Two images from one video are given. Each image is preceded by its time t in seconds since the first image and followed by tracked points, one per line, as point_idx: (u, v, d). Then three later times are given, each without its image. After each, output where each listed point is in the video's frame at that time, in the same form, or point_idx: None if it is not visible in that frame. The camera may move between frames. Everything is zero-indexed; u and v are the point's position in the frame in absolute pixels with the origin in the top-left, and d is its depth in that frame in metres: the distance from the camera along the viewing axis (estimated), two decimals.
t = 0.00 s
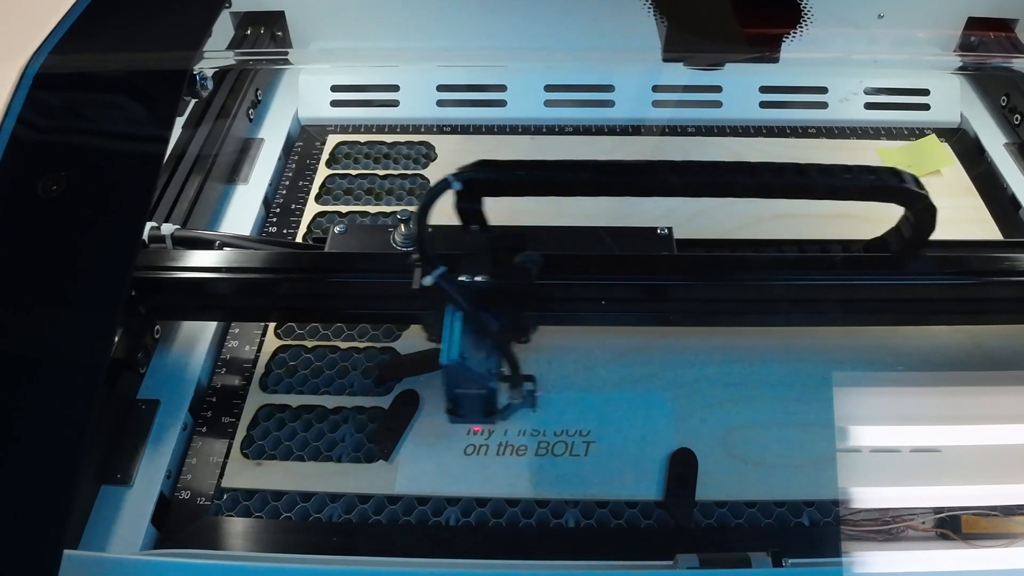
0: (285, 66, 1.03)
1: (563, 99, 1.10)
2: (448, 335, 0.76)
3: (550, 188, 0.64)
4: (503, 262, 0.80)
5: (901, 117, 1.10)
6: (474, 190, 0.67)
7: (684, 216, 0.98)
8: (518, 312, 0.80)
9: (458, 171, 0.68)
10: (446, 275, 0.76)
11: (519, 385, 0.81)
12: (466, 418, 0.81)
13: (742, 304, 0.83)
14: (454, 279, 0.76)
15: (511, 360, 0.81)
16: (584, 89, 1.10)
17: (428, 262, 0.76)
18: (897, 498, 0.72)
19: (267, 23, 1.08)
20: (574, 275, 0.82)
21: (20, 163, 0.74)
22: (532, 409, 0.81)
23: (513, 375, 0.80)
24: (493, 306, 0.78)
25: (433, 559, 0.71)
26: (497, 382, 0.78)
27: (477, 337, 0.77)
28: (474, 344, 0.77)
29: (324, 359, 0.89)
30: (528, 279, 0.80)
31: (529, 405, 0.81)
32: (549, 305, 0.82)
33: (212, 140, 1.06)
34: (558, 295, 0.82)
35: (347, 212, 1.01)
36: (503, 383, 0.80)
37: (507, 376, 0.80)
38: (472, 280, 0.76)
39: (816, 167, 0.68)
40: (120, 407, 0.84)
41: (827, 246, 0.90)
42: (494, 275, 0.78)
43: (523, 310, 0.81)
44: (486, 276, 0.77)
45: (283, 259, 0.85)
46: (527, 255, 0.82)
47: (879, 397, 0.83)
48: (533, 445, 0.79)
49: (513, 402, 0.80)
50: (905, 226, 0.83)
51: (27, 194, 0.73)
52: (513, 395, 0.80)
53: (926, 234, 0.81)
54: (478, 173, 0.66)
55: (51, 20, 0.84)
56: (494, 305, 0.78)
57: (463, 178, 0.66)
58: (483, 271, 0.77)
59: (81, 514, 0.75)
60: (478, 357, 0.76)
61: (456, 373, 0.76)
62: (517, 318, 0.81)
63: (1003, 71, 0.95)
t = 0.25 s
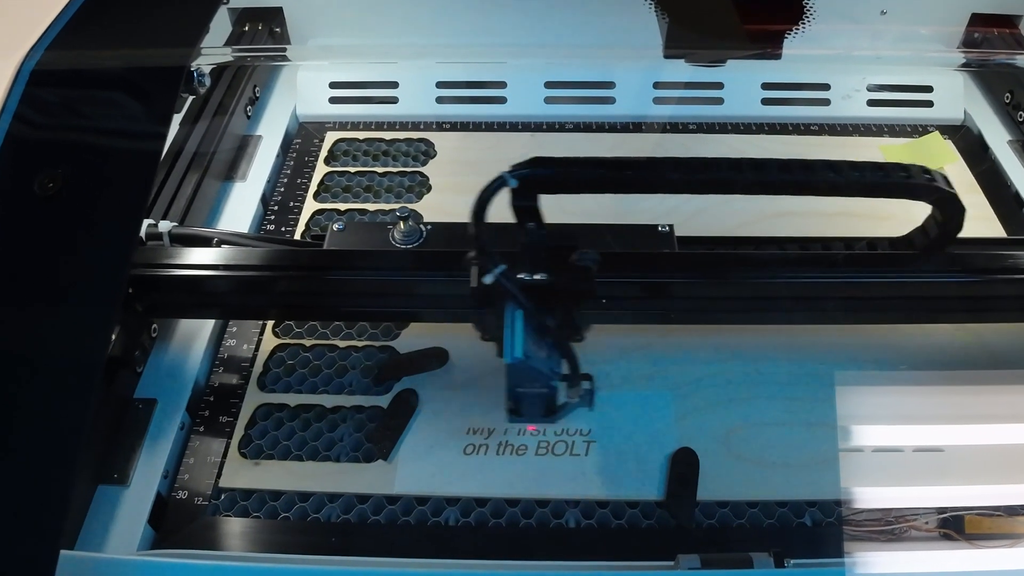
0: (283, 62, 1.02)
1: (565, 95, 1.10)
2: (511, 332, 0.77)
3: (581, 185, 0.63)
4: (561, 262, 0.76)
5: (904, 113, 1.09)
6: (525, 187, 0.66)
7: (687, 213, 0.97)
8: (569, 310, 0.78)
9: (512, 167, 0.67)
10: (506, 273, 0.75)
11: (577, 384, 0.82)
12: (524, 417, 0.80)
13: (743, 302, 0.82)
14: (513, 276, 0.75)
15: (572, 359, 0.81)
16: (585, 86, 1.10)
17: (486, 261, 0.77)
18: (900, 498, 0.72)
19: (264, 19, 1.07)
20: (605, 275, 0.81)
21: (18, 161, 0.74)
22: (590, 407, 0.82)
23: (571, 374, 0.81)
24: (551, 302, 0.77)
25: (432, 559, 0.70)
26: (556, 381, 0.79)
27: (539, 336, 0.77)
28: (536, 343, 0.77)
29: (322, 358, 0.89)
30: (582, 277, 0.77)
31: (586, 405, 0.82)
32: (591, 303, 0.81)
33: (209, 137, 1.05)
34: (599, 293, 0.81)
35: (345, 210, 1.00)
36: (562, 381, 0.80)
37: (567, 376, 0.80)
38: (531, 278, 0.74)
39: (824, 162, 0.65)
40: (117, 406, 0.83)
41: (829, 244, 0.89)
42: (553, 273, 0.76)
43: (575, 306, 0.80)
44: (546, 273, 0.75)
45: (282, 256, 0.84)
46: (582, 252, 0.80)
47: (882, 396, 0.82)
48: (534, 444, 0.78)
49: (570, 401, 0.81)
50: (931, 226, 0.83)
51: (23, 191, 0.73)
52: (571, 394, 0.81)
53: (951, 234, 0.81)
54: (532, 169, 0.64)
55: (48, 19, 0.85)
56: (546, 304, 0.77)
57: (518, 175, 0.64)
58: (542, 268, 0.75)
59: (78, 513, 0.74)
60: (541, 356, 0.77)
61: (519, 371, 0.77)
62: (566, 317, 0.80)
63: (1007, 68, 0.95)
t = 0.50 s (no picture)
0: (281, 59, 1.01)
1: (566, 93, 1.10)
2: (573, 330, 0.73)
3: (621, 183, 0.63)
4: (621, 260, 0.77)
5: (905, 111, 1.09)
6: (587, 183, 0.65)
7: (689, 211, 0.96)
8: (630, 308, 0.79)
9: (569, 164, 0.65)
10: (567, 271, 0.74)
11: (632, 382, 0.76)
12: (579, 416, 0.79)
13: (745, 300, 0.82)
14: (572, 274, 0.75)
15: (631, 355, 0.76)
16: (585, 82, 1.09)
17: (548, 258, 0.73)
18: (903, 498, 0.71)
19: (262, 15, 1.07)
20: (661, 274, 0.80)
21: (14, 159, 0.73)
22: (641, 406, 0.80)
23: (628, 372, 0.75)
24: (608, 299, 0.78)
25: (431, 560, 0.70)
26: (619, 381, 0.75)
27: (598, 333, 0.74)
28: (597, 340, 0.73)
29: (321, 357, 0.88)
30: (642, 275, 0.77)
31: (640, 403, 0.80)
32: (651, 301, 0.81)
33: (206, 136, 1.04)
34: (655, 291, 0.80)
35: (344, 207, 1.00)
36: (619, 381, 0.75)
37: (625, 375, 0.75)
38: (590, 276, 0.76)
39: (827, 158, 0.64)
40: (113, 405, 0.82)
41: (831, 241, 0.89)
42: (611, 272, 0.77)
43: (636, 304, 0.80)
44: (606, 272, 0.77)
45: (281, 253, 0.83)
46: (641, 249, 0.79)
47: (885, 395, 0.81)
48: (534, 444, 0.78)
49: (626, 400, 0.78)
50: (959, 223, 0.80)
51: (19, 189, 0.72)
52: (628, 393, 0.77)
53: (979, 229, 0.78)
54: (591, 166, 0.64)
55: (43, 15, 0.84)
56: (603, 302, 0.77)
57: (576, 172, 0.64)
58: (600, 267, 0.76)
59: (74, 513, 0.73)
60: (602, 355, 0.73)
61: (581, 372, 0.73)
62: (625, 314, 0.80)
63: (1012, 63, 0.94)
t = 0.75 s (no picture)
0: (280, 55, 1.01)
1: (565, 89, 1.09)
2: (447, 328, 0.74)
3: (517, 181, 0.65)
4: (503, 256, 0.77)
5: (909, 108, 1.08)
6: (470, 181, 0.68)
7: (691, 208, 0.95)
8: (520, 306, 0.77)
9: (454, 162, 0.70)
10: (443, 267, 0.75)
11: (519, 380, 0.79)
12: (463, 413, 0.79)
13: (747, 297, 0.81)
14: (450, 271, 0.75)
15: (512, 355, 0.79)
16: (585, 78, 1.08)
17: (425, 256, 0.76)
18: (905, 499, 0.71)
19: (258, 12, 1.09)
20: (585, 268, 0.80)
21: (11, 156, 0.73)
22: (532, 404, 0.79)
23: (512, 370, 0.78)
24: (490, 298, 0.76)
25: (430, 560, 0.69)
26: (497, 377, 0.77)
27: (476, 331, 0.75)
28: (473, 339, 0.75)
29: (319, 355, 0.87)
30: (524, 271, 0.76)
31: (529, 402, 0.79)
32: (545, 297, 0.80)
33: (204, 132, 1.03)
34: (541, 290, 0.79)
35: (342, 205, 0.99)
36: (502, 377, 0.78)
37: (507, 373, 0.78)
38: (470, 272, 0.74)
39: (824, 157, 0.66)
40: (110, 404, 0.82)
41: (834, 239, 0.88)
42: (497, 269, 0.75)
43: (525, 301, 0.79)
44: (487, 268, 0.75)
45: (279, 251, 0.83)
46: (528, 248, 0.79)
47: (888, 394, 0.80)
48: (534, 443, 0.77)
49: (513, 398, 0.79)
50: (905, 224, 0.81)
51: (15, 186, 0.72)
52: (511, 391, 0.79)
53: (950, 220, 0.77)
54: (474, 164, 0.67)
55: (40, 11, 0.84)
56: (491, 301, 0.76)
57: (462, 169, 0.67)
58: (482, 263, 0.75)
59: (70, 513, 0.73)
60: (478, 352, 0.75)
61: (453, 369, 0.75)
62: (516, 314, 0.79)
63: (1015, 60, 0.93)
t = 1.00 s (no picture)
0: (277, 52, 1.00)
1: (565, 86, 1.07)
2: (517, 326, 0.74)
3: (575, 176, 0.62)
4: (564, 254, 0.75)
5: (912, 104, 1.07)
6: (531, 178, 0.65)
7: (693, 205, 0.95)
8: (576, 304, 0.76)
9: (518, 158, 0.67)
10: (510, 266, 0.74)
11: (584, 378, 0.78)
12: (530, 413, 0.78)
13: (749, 295, 0.80)
14: (518, 269, 0.73)
15: (579, 354, 0.78)
16: (586, 75, 1.07)
17: (490, 253, 0.75)
18: (909, 499, 0.70)
19: (257, 9, 1.12)
20: (620, 266, 0.79)
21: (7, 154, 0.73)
22: (594, 403, 0.79)
23: (578, 369, 0.78)
24: (554, 297, 0.75)
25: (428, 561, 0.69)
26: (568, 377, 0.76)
27: (546, 329, 0.75)
28: (543, 337, 0.74)
29: (317, 354, 0.87)
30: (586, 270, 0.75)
31: (592, 400, 0.79)
32: (595, 296, 0.79)
33: (202, 128, 1.04)
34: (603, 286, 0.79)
35: (340, 203, 0.98)
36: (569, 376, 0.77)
37: (574, 372, 0.77)
38: (536, 271, 0.73)
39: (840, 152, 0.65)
40: (107, 403, 0.81)
41: (836, 236, 0.88)
42: (561, 267, 0.74)
43: (583, 300, 0.78)
44: (551, 266, 0.74)
45: (277, 248, 0.82)
46: (589, 245, 0.77)
47: (891, 394, 0.80)
48: (534, 443, 0.77)
49: (576, 397, 0.78)
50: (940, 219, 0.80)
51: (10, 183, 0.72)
52: (577, 389, 0.78)
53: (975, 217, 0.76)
54: (540, 160, 0.64)
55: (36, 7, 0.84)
56: (550, 299, 0.75)
57: (522, 166, 0.65)
58: (546, 261, 0.73)
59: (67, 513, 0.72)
60: (547, 351, 0.74)
61: (524, 367, 0.74)
62: (573, 311, 0.78)
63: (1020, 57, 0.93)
